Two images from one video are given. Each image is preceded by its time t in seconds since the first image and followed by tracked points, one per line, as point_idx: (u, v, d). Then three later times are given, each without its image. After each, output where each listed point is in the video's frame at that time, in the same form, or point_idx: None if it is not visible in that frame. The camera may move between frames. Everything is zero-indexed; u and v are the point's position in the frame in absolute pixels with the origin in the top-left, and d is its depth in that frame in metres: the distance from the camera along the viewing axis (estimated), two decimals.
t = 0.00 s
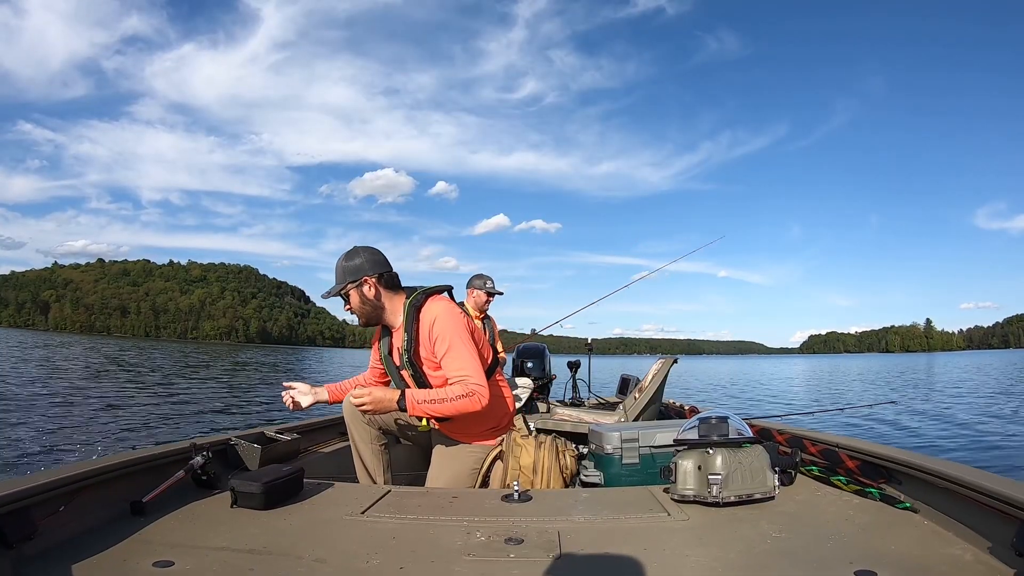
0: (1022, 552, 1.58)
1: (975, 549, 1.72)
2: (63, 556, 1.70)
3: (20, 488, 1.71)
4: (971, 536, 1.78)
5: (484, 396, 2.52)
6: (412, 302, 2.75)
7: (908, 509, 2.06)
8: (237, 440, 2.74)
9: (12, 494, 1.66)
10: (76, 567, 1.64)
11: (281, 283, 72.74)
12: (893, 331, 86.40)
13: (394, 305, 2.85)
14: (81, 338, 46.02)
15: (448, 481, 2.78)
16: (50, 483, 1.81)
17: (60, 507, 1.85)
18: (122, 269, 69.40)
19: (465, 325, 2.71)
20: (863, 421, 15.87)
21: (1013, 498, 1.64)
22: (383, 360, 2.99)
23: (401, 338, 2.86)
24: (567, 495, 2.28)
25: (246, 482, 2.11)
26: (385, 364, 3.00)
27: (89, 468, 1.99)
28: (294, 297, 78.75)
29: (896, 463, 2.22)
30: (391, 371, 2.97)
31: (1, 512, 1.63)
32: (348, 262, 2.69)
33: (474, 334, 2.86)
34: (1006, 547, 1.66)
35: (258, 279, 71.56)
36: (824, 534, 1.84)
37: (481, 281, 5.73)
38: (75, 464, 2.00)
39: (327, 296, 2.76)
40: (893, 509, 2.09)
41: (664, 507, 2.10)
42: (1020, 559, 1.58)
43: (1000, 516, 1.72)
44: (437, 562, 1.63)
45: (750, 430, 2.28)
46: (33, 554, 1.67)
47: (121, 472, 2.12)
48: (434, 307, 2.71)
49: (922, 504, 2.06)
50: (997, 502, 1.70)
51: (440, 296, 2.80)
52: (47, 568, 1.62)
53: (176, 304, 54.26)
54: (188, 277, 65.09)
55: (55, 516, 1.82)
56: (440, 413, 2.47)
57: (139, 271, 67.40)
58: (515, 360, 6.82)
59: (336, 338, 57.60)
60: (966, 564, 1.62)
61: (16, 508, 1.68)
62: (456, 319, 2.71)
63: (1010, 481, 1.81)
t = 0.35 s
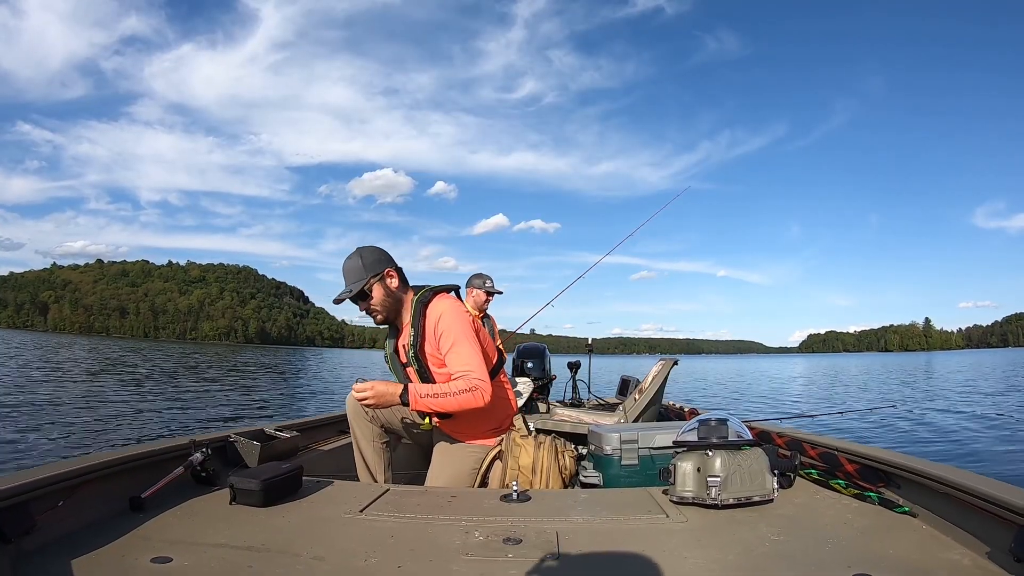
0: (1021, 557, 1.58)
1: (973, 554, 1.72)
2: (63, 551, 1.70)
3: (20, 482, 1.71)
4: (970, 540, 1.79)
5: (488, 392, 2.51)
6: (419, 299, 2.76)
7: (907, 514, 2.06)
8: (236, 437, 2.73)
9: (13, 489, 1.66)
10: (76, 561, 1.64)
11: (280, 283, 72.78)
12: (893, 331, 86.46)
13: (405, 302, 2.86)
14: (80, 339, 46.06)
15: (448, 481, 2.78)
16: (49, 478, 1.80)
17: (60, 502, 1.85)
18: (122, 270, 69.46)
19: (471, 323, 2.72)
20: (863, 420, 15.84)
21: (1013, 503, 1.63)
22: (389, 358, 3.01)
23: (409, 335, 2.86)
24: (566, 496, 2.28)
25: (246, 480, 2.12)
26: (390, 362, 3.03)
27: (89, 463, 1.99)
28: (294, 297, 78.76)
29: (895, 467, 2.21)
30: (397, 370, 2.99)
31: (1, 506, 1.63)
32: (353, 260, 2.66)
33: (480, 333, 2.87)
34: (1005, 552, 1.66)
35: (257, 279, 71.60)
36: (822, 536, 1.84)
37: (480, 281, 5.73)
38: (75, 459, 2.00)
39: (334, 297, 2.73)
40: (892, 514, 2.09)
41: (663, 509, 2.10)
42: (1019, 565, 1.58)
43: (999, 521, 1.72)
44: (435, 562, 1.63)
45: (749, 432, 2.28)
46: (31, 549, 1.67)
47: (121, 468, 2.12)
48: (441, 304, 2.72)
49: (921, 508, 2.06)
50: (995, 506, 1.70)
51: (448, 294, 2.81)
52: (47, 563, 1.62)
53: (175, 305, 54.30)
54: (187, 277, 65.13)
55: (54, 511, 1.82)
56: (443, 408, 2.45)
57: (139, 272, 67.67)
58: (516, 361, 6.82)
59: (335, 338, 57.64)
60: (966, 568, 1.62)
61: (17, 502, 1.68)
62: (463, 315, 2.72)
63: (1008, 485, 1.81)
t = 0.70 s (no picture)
0: (1020, 560, 1.58)
1: (973, 556, 1.72)
2: (62, 550, 1.70)
3: (20, 479, 1.70)
4: (970, 542, 1.78)
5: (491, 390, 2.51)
6: (427, 298, 2.77)
7: (907, 516, 2.06)
8: (236, 435, 2.73)
9: (13, 486, 1.66)
10: (75, 559, 1.63)
11: (280, 284, 72.84)
12: (893, 331, 86.55)
13: (417, 301, 2.87)
14: (79, 339, 46.06)
15: (449, 481, 2.78)
16: (49, 475, 1.80)
17: (58, 500, 1.84)
18: (121, 270, 69.51)
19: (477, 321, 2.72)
20: (862, 420, 15.86)
21: (1013, 506, 1.63)
22: (395, 355, 3.04)
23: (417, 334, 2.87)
24: (565, 496, 2.28)
25: (246, 478, 2.12)
26: (396, 360, 3.04)
27: (90, 461, 1.99)
28: (294, 297, 78.79)
29: (894, 468, 2.21)
30: (403, 367, 3.00)
31: None
32: (366, 256, 2.66)
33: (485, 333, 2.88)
34: (1003, 555, 1.66)
35: (257, 280, 71.65)
36: (822, 538, 1.84)
37: (482, 281, 5.76)
38: (76, 456, 1.99)
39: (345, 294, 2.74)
40: (891, 515, 2.10)
41: (663, 510, 2.09)
42: (1018, 567, 1.58)
43: (999, 523, 1.72)
44: (434, 562, 1.63)
45: (750, 433, 2.28)
46: (30, 547, 1.66)
47: (120, 466, 2.12)
48: (450, 302, 2.73)
49: (920, 510, 2.06)
50: (995, 509, 1.70)
51: (456, 294, 2.82)
52: (46, 560, 1.62)
53: (175, 305, 54.29)
54: (187, 278, 65.17)
55: (54, 510, 1.81)
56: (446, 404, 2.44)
57: (138, 272, 67.51)
58: (516, 361, 6.83)
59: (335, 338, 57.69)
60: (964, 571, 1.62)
61: (17, 500, 1.68)
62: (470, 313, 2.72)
63: (1008, 487, 1.81)
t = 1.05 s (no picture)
0: (1020, 555, 1.55)
1: (974, 550, 1.68)
2: (64, 551, 1.73)
3: (19, 483, 1.73)
4: (972, 536, 1.75)
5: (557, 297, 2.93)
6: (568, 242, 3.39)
7: (907, 511, 2.03)
8: (236, 437, 2.76)
9: (12, 489, 1.69)
10: (77, 561, 1.66)
11: (288, 293, 73.12)
12: (903, 313, 85.76)
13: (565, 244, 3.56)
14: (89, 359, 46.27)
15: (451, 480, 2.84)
16: (49, 479, 1.83)
17: (59, 502, 1.87)
18: (129, 287, 69.91)
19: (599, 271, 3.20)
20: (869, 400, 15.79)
21: (1013, 499, 1.60)
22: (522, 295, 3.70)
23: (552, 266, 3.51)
24: (568, 495, 2.27)
25: (247, 480, 2.14)
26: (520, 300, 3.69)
27: (91, 464, 2.02)
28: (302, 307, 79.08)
29: (893, 463, 2.18)
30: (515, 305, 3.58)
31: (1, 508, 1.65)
32: (534, 190, 3.53)
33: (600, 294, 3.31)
34: (1004, 548, 1.63)
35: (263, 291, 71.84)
36: (825, 535, 1.81)
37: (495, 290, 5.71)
38: (76, 460, 2.03)
39: (505, 208, 3.64)
40: (891, 510, 2.07)
41: (664, 507, 2.08)
42: (1019, 561, 1.55)
43: (1000, 518, 1.68)
44: (434, 560, 1.63)
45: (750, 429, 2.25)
46: (31, 550, 1.70)
47: (120, 468, 2.15)
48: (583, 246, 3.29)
49: (920, 504, 2.03)
50: (995, 503, 1.66)
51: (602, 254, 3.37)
52: (48, 562, 1.65)
53: (180, 319, 54.83)
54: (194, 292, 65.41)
55: (54, 512, 1.85)
56: (515, 285, 2.93)
57: (140, 287, 67.49)
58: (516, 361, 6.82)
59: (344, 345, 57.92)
60: (965, 566, 1.59)
61: (17, 502, 1.70)
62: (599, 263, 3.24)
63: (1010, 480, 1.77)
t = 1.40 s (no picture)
0: (1021, 556, 1.55)
1: (975, 552, 1.69)
2: (63, 550, 1.73)
3: (18, 482, 1.73)
4: (971, 539, 1.75)
5: (579, 328, 2.94)
6: (568, 242, 3.39)
7: (907, 512, 2.03)
8: (236, 436, 2.76)
9: (12, 489, 1.69)
10: (77, 560, 1.66)
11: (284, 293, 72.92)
12: (898, 312, 86.03)
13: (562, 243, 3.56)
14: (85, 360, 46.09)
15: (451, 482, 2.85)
16: (48, 477, 1.83)
17: (58, 501, 1.87)
18: (125, 287, 69.61)
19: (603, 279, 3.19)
20: (866, 400, 15.79)
21: (1010, 500, 1.61)
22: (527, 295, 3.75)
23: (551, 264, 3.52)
24: (566, 495, 2.27)
25: (246, 479, 2.14)
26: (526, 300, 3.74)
27: (89, 462, 2.02)
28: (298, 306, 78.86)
29: (894, 464, 2.19)
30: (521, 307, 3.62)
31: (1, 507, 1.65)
32: (533, 189, 3.52)
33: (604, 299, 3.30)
34: (1006, 550, 1.63)
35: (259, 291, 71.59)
36: (824, 535, 1.81)
37: (501, 290, 5.79)
38: (75, 459, 2.03)
39: (504, 205, 3.64)
40: (891, 512, 2.07)
41: (664, 507, 2.08)
42: (1020, 564, 1.55)
43: (1000, 520, 1.68)
44: (434, 561, 1.63)
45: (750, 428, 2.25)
46: (31, 548, 1.70)
47: (119, 467, 2.14)
48: (586, 251, 3.27)
49: (921, 507, 2.03)
50: (996, 506, 1.66)
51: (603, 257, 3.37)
52: (47, 561, 1.64)
53: (175, 320, 54.81)
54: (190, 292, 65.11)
55: (53, 511, 1.84)
56: (539, 322, 2.93)
57: (136, 287, 67.08)
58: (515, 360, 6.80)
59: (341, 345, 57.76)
60: (967, 568, 1.59)
61: (16, 502, 1.71)
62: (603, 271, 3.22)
63: (1008, 482, 1.77)
